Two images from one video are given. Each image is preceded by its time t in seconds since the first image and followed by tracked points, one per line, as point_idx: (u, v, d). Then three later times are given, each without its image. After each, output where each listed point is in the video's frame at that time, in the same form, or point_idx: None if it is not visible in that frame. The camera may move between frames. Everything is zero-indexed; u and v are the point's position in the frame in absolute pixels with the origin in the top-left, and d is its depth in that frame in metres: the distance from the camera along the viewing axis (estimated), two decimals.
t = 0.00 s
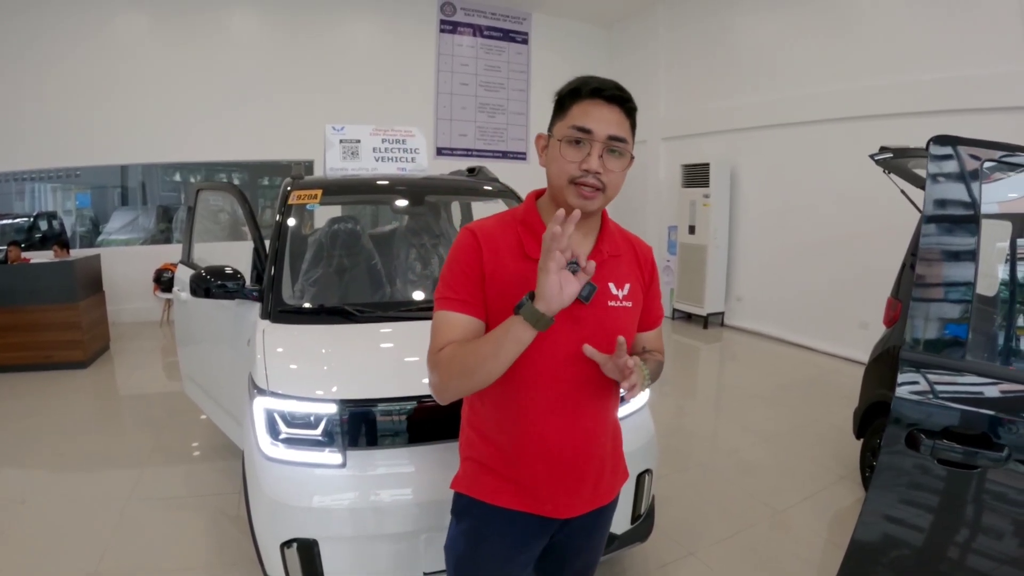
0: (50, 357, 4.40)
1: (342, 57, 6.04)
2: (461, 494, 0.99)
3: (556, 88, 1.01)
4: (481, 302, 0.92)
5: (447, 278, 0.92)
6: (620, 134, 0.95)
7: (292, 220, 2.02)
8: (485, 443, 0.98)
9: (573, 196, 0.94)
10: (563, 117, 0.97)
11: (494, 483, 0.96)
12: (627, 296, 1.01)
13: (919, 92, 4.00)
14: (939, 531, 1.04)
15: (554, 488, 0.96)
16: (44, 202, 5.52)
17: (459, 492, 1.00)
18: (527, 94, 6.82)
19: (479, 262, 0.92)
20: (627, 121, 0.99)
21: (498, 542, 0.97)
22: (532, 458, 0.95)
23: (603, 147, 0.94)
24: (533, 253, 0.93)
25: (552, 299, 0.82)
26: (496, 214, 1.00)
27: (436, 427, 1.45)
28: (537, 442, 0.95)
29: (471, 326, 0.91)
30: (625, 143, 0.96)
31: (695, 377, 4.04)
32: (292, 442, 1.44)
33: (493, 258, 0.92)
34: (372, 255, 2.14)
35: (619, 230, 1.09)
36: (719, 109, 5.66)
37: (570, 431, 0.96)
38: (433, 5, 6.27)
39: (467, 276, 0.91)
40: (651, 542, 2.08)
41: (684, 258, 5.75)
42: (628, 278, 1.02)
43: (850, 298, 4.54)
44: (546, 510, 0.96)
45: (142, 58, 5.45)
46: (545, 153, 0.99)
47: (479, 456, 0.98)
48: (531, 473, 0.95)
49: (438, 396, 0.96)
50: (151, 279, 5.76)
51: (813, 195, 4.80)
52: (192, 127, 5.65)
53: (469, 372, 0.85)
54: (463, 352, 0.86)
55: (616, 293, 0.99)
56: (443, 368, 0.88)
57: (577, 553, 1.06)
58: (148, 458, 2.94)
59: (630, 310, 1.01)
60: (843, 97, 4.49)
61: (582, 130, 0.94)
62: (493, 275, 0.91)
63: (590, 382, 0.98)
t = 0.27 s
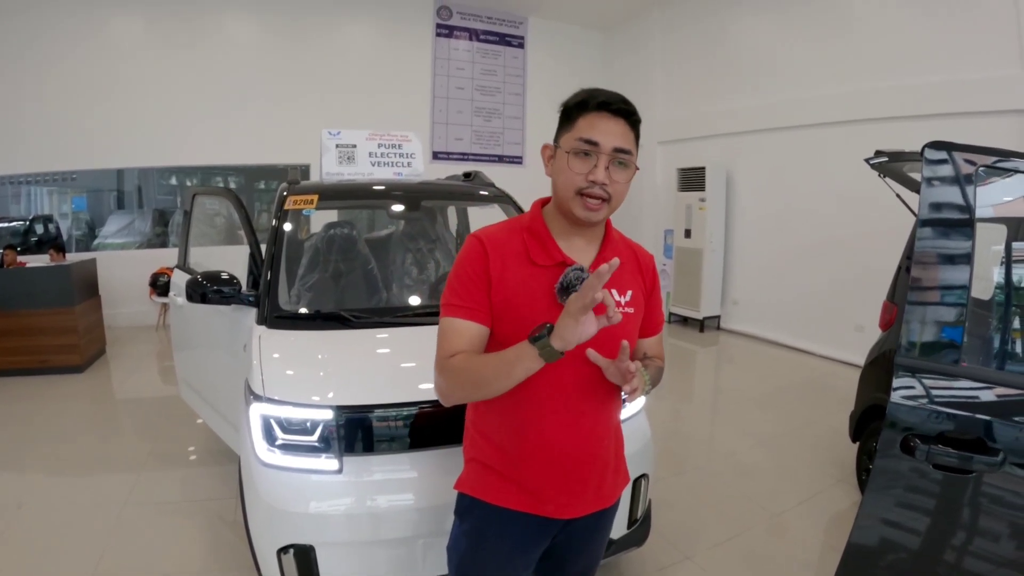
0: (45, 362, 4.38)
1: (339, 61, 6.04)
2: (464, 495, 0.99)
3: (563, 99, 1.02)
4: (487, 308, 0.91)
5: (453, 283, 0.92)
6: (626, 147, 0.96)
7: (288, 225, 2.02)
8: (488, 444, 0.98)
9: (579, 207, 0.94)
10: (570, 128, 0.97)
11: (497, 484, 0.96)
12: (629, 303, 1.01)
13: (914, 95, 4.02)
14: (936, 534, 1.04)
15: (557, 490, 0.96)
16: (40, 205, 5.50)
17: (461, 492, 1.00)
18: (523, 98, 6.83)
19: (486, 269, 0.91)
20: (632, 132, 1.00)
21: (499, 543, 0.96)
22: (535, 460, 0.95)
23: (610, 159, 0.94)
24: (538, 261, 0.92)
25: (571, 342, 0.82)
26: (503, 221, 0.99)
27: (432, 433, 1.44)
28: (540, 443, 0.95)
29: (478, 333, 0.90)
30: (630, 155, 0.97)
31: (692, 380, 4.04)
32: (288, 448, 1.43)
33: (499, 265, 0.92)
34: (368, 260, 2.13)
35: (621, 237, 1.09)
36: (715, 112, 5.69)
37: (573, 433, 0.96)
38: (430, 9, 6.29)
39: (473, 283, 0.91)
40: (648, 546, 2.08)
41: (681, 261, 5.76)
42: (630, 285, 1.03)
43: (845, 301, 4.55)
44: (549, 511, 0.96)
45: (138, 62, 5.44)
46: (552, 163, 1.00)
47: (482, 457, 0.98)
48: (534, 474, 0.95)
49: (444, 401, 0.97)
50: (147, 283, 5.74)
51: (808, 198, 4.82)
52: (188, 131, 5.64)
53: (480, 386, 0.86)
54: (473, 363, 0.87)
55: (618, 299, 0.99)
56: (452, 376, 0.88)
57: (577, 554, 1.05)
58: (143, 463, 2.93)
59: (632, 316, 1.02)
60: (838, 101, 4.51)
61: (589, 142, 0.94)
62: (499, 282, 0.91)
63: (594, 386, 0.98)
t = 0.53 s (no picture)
0: (41, 364, 4.36)
1: (336, 63, 6.04)
2: (466, 495, 0.99)
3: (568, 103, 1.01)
4: (489, 310, 0.91)
5: (456, 285, 0.91)
6: (631, 150, 0.97)
7: (285, 227, 2.02)
8: (490, 444, 0.98)
9: (585, 210, 0.94)
10: (575, 132, 0.97)
11: (498, 484, 0.95)
12: (629, 305, 1.01)
13: (909, 96, 4.04)
14: (934, 534, 1.04)
15: (558, 490, 0.95)
16: (37, 207, 5.49)
17: (462, 493, 1.00)
18: (520, 99, 6.84)
19: (489, 270, 0.91)
20: (636, 136, 1.01)
21: (499, 542, 0.96)
22: (537, 460, 0.94)
23: (615, 163, 0.95)
24: (542, 263, 0.92)
25: (575, 346, 0.82)
26: (506, 223, 0.99)
27: (430, 435, 1.44)
28: (542, 443, 0.94)
29: (480, 334, 0.90)
30: (634, 158, 0.97)
31: (689, 382, 4.05)
32: (285, 450, 1.42)
33: (503, 267, 0.91)
34: (365, 262, 2.11)
35: (622, 240, 1.10)
36: (711, 114, 5.70)
37: (574, 432, 0.96)
38: (427, 11, 6.29)
39: (476, 284, 0.91)
40: (645, 547, 2.07)
41: (678, 262, 5.77)
42: (631, 287, 1.02)
43: (842, 302, 4.56)
44: (550, 510, 0.95)
45: (134, 63, 5.43)
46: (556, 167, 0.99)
47: (484, 457, 0.98)
48: (536, 474, 0.94)
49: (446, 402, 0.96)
50: (143, 285, 5.73)
51: (805, 199, 4.83)
52: (185, 133, 5.63)
53: (483, 389, 0.86)
54: (476, 365, 0.87)
55: (619, 301, 0.99)
56: (455, 378, 0.88)
57: (577, 555, 1.05)
58: (140, 465, 2.92)
59: (632, 318, 1.02)
60: (835, 102, 4.52)
61: (596, 146, 0.94)
62: (502, 283, 0.91)
63: (596, 387, 0.98)
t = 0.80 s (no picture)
0: (38, 365, 4.34)
1: (333, 63, 6.03)
2: (464, 495, 0.98)
3: (570, 103, 0.99)
4: (490, 308, 0.91)
5: (457, 283, 0.91)
6: (635, 151, 0.97)
7: (282, 227, 2.01)
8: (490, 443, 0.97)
9: (594, 211, 0.94)
10: (579, 132, 0.96)
11: (498, 483, 0.95)
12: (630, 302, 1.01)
13: (905, 97, 4.05)
14: (932, 534, 1.03)
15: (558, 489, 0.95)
16: (33, 208, 5.46)
17: (461, 493, 0.99)
18: (517, 100, 6.84)
19: (491, 268, 0.91)
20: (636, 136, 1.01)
21: (498, 543, 0.96)
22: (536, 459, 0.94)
23: (622, 163, 0.95)
24: (544, 260, 0.92)
25: (585, 347, 0.83)
26: (506, 223, 0.99)
27: (427, 435, 1.43)
28: (542, 442, 0.94)
29: (481, 332, 0.90)
30: (639, 158, 0.97)
31: (686, 382, 4.05)
32: (282, 451, 1.42)
33: (504, 264, 0.91)
34: (362, 262, 2.12)
35: (621, 240, 1.10)
36: (708, 114, 5.71)
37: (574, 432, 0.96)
38: (424, 11, 6.29)
39: (477, 282, 0.90)
40: (644, 547, 2.07)
41: (675, 262, 5.77)
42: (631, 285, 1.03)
43: (839, 302, 4.57)
44: (549, 510, 0.95)
45: (131, 64, 5.41)
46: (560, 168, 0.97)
47: (483, 456, 0.98)
48: (536, 474, 0.94)
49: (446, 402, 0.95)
50: (140, 286, 5.70)
51: (802, 199, 4.84)
52: (182, 133, 5.61)
53: (485, 388, 0.85)
54: (478, 363, 0.86)
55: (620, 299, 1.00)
56: (455, 378, 0.87)
57: (576, 555, 1.05)
58: (136, 466, 2.90)
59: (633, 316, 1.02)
60: (832, 102, 4.53)
61: (603, 147, 0.94)
62: (503, 281, 0.91)
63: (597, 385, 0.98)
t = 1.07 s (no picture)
0: (34, 367, 4.32)
1: (330, 64, 6.02)
2: (466, 504, 0.97)
3: (569, 109, 0.97)
4: (492, 314, 0.90)
5: (457, 290, 0.90)
6: (637, 158, 0.98)
7: (279, 228, 2.01)
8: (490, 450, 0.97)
9: (602, 222, 0.96)
10: (583, 142, 0.95)
11: (500, 491, 0.94)
12: (628, 302, 1.02)
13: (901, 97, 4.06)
14: (930, 534, 1.03)
15: (561, 493, 0.95)
16: (31, 209, 5.43)
17: (463, 502, 0.98)
18: (514, 101, 6.84)
19: (492, 273, 0.91)
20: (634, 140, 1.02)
21: (501, 549, 0.95)
22: (538, 464, 0.94)
23: (627, 173, 0.96)
24: (544, 263, 0.93)
25: (604, 372, 0.89)
26: (503, 226, 0.99)
27: (424, 436, 1.43)
28: (544, 447, 0.94)
29: (484, 340, 0.89)
30: (639, 165, 0.99)
31: (684, 382, 4.05)
32: (279, 452, 1.41)
33: (505, 269, 0.91)
34: (359, 263, 2.11)
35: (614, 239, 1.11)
36: (706, 115, 5.72)
37: (576, 436, 0.96)
38: (421, 12, 6.28)
39: (478, 288, 0.90)
40: (642, 548, 2.07)
41: (672, 263, 5.78)
42: (628, 284, 1.04)
43: (837, 302, 4.58)
44: (554, 514, 0.95)
45: (127, 64, 5.39)
46: (563, 178, 0.97)
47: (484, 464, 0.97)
48: (538, 479, 0.94)
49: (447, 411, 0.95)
50: (137, 287, 5.68)
51: (799, 199, 4.85)
52: (178, 134, 5.59)
53: (493, 397, 0.85)
54: (487, 373, 0.86)
55: (619, 300, 1.01)
56: (461, 388, 0.86)
57: (577, 558, 1.04)
58: (134, 468, 2.89)
59: (632, 314, 1.03)
60: (829, 103, 4.53)
61: (609, 158, 0.94)
62: (504, 286, 0.91)
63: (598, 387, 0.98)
